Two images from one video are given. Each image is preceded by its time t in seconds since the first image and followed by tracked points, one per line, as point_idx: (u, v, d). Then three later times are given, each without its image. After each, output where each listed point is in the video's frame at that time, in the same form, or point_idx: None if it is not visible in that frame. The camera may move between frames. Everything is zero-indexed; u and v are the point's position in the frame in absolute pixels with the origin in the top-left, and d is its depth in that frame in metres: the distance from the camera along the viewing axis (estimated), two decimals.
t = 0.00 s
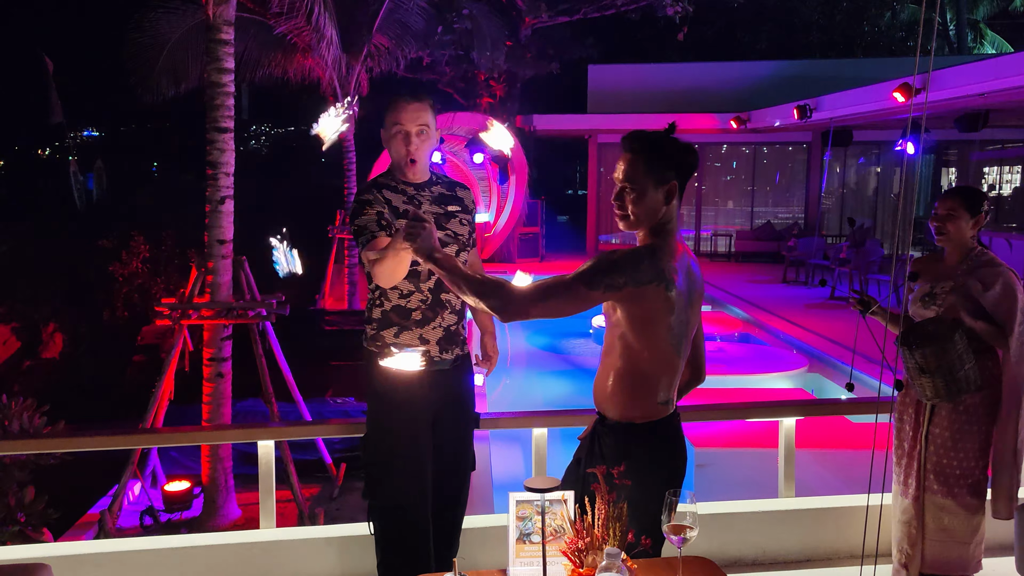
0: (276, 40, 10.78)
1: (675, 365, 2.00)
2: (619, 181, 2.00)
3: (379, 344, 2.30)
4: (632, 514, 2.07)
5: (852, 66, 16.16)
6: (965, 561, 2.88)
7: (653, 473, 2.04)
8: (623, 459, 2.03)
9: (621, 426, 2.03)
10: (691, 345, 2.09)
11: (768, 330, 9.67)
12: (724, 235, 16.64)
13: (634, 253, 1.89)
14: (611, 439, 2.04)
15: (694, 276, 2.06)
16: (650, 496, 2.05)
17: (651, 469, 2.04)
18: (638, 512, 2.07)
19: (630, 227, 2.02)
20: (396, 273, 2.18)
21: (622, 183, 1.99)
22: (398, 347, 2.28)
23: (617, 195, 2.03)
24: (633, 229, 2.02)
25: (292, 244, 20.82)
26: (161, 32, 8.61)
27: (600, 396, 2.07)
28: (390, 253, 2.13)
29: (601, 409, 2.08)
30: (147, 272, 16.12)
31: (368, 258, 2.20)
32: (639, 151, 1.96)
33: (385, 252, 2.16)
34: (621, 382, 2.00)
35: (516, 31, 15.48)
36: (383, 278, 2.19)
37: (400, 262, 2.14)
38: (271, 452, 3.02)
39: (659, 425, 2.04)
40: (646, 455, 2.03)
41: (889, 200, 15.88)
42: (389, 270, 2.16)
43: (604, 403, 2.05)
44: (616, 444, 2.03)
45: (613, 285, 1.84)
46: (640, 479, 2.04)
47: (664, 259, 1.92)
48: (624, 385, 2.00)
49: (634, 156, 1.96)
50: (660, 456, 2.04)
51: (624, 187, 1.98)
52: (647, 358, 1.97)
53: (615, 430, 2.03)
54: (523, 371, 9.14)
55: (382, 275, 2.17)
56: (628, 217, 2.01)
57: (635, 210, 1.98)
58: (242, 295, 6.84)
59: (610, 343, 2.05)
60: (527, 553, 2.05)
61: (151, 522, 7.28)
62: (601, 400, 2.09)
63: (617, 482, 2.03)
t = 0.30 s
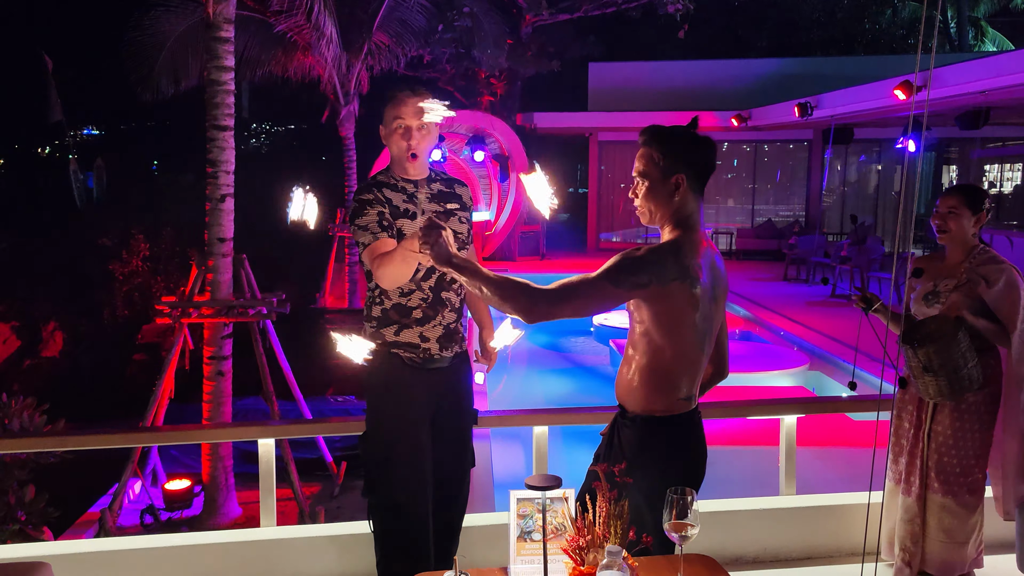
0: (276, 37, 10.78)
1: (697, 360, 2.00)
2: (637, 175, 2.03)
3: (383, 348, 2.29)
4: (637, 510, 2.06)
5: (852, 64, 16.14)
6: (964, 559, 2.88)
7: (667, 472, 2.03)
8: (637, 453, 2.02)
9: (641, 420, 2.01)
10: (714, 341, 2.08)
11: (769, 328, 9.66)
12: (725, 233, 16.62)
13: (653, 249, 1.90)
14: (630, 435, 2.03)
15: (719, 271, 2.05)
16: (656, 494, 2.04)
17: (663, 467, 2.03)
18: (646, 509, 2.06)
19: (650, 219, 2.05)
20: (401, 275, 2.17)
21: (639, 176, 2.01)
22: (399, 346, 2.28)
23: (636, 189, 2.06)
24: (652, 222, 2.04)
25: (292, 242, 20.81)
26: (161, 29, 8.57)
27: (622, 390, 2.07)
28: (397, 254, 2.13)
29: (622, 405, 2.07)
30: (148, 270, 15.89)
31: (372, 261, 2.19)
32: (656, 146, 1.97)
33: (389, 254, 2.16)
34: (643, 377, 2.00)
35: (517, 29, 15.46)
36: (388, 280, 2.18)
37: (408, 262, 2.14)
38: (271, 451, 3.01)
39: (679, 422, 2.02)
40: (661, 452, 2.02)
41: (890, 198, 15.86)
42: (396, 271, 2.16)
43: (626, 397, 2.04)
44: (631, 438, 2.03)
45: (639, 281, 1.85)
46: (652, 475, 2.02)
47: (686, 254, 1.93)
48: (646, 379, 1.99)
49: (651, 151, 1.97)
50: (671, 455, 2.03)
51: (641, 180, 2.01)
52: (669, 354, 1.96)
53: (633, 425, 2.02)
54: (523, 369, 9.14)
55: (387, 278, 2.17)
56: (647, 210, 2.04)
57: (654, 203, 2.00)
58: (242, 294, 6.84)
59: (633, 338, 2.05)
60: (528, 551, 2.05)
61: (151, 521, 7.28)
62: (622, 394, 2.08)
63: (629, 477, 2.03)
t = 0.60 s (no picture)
0: (274, 35, 10.78)
1: (708, 347, 2.02)
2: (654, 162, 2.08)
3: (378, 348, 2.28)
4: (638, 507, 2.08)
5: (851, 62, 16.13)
6: (963, 555, 2.92)
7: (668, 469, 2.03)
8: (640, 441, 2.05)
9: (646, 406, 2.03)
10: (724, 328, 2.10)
11: (767, 326, 9.62)
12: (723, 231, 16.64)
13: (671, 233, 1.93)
14: (636, 424, 2.05)
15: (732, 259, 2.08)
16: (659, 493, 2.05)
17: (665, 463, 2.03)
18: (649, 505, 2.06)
19: (668, 207, 2.09)
20: (400, 280, 2.15)
21: (657, 162, 2.06)
22: (396, 343, 2.27)
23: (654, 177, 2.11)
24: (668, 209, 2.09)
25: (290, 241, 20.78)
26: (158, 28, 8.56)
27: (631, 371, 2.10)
28: (398, 259, 2.11)
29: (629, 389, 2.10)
30: (145, 268, 15.61)
31: (370, 263, 2.17)
32: (674, 133, 2.02)
33: (387, 257, 2.14)
34: (651, 359, 2.03)
35: (515, 27, 15.46)
36: (386, 285, 2.16)
37: (407, 268, 2.11)
38: (268, 450, 3.02)
39: (688, 407, 2.03)
40: (663, 446, 2.03)
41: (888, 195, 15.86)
42: (395, 276, 2.12)
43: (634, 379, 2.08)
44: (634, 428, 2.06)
45: (664, 267, 1.88)
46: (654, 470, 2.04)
47: (705, 242, 1.96)
48: (653, 362, 2.02)
49: (670, 139, 2.02)
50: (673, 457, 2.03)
51: (658, 166, 2.06)
52: (675, 337, 1.99)
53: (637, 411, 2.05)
54: (521, 366, 9.14)
55: (384, 282, 2.14)
56: (663, 196, 2.09)
57: (670, 189, 2.06)
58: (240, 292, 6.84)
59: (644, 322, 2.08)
60: (525, 548, 2.07)
61: (149, 519, 7.27)
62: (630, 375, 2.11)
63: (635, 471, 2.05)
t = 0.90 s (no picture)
0: (272, 32, 10.76)
1: (715, 326, 2.10)
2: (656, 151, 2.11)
3: (376, 346, 2.28)
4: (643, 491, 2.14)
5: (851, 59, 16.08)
6: (964, 551, 2.90)
7: (675, 455, 2.09)
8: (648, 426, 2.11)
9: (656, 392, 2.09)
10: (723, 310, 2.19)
11: (767, 323, 9.61)
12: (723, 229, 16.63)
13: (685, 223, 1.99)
14: (645, 409, 2.11)
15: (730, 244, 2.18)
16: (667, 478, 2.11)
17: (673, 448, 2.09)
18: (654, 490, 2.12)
19: (670, 197, 2.14)
20: (397, 278, 2.14)
21: (659, 152, 2.09)
22: (392, 340, 2.27)
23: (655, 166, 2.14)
24: (670, 198, 2.13)
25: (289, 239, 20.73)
26: (156, 26, 8.52)
27: (639, 353, 2.17)
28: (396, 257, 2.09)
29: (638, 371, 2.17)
30: (144, 266, 15.46)
31: (366, 262, 2.17)
32: (676, 123, 2.06)
33: (383, 255, 2.14)
34: (661, 343, 2.09)
35: (513, 24, 15.42)
36: (385, 282, 2.16)
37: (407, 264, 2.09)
38: (266, 447, 3.01)
39: (695, 389, 2.10)
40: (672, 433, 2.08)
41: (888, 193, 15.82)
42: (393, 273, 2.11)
43: (643, 362, 2.14)
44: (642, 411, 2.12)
45: (686, 251, 1.95)
46: (661, 455, 2.09)
47: (717, 227, 2.04)
48: (663, 345, 2.09)
49: (673, 130, 2.05)
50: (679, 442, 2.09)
51: (661, 156, 2.09)
52: (684, 320, 2.07)
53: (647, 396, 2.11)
54: (520, 363, 9.13)
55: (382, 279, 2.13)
56: (667, 186, 2.12)
57: (673, 178, 2.09)
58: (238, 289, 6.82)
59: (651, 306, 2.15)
60: (523, 545, 2.07)
61: (148, 517, 7.27)
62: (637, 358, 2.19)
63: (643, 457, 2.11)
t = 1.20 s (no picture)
0: (273, 32, 10.77)
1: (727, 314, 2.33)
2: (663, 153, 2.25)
3: (373, 345, 2.28)
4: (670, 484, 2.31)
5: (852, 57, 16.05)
6: (967, 550, 2.91)
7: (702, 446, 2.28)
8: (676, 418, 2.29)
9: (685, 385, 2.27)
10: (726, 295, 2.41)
11: (769, 322, 9.62)
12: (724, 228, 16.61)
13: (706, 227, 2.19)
14: (672, 402, 2.28)
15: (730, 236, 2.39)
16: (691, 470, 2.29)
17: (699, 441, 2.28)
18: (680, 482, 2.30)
19: (675, 197, 2.29)
20: (396, 278, 2.14)
21: (671, 156, 2.23)
22: (389, 340, 2.27)
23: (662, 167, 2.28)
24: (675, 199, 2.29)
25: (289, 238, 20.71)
26: (156, 25, 8.52)
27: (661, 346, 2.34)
28: (398, 257, 2.10)
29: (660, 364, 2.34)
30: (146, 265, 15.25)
31: (365, 261, 2.17)
32: (687, 128, 2.21)
33: (382, 255, 2.14)
34: (685, 336, 2.28)
35: (514, 23, 15.42)
36: (384, 282, 2.16)
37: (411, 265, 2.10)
38: (269, 447, 3.01)
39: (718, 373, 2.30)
40: (699, 425, 2.27)
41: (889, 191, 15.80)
42: (393, 273, 2.11)
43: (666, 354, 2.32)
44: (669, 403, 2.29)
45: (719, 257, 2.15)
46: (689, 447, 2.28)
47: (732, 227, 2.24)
48: (687, 339, 2.28)
49: (689, 136, 2.19)
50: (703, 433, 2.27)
51: (672, 160, 2.23)
52: (704, 314, 2.26)
53: (675, 389, 2.28)
54: (522, 362, 9.13)
55: (382, 279, 2.14)
56: (678, 187, 2.26)
57: (683, 181, 2.24)
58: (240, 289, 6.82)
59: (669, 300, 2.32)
60: (525, 544, 2.08)
61: (150, 516, 7.27)
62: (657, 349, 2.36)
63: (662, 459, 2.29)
